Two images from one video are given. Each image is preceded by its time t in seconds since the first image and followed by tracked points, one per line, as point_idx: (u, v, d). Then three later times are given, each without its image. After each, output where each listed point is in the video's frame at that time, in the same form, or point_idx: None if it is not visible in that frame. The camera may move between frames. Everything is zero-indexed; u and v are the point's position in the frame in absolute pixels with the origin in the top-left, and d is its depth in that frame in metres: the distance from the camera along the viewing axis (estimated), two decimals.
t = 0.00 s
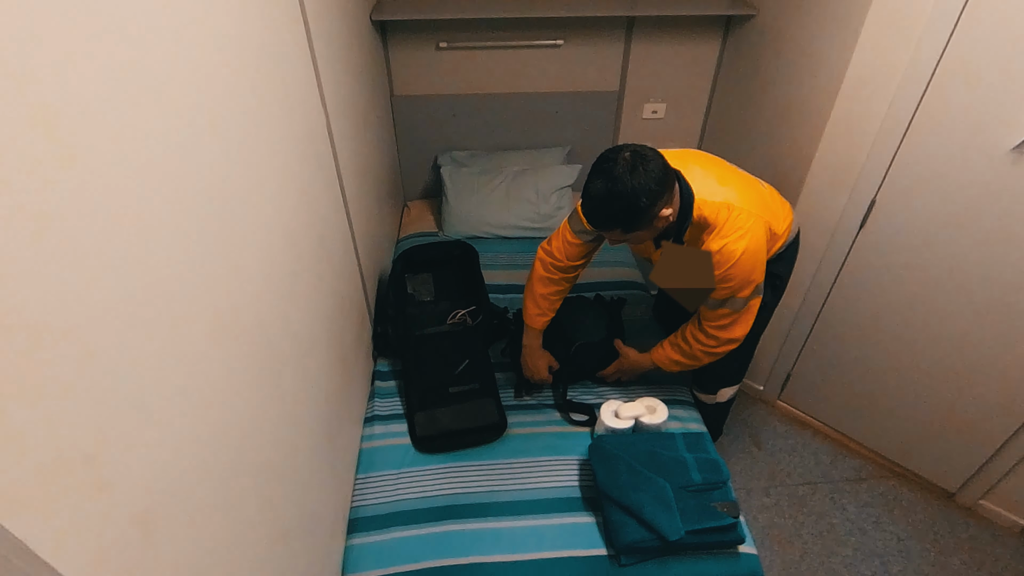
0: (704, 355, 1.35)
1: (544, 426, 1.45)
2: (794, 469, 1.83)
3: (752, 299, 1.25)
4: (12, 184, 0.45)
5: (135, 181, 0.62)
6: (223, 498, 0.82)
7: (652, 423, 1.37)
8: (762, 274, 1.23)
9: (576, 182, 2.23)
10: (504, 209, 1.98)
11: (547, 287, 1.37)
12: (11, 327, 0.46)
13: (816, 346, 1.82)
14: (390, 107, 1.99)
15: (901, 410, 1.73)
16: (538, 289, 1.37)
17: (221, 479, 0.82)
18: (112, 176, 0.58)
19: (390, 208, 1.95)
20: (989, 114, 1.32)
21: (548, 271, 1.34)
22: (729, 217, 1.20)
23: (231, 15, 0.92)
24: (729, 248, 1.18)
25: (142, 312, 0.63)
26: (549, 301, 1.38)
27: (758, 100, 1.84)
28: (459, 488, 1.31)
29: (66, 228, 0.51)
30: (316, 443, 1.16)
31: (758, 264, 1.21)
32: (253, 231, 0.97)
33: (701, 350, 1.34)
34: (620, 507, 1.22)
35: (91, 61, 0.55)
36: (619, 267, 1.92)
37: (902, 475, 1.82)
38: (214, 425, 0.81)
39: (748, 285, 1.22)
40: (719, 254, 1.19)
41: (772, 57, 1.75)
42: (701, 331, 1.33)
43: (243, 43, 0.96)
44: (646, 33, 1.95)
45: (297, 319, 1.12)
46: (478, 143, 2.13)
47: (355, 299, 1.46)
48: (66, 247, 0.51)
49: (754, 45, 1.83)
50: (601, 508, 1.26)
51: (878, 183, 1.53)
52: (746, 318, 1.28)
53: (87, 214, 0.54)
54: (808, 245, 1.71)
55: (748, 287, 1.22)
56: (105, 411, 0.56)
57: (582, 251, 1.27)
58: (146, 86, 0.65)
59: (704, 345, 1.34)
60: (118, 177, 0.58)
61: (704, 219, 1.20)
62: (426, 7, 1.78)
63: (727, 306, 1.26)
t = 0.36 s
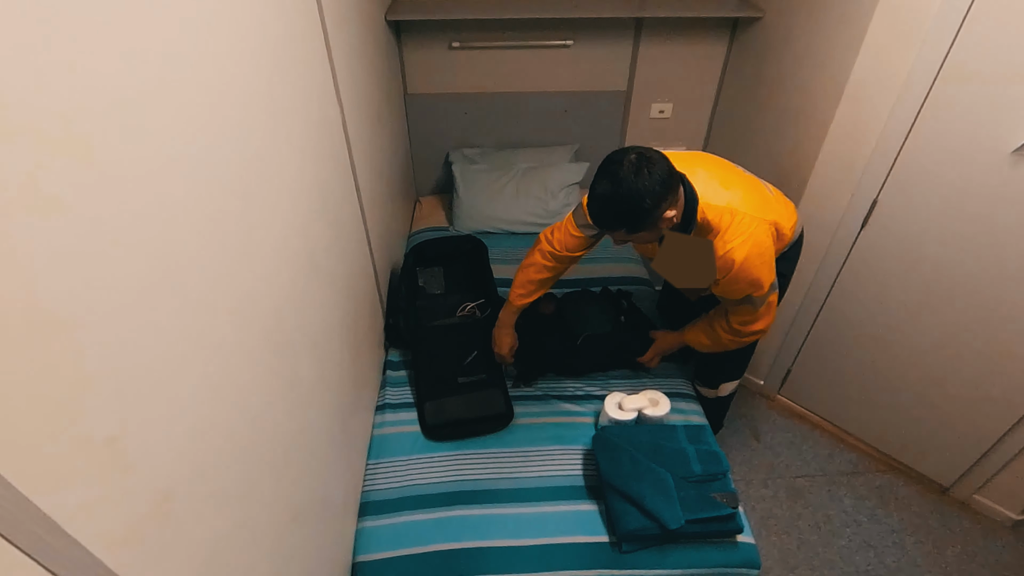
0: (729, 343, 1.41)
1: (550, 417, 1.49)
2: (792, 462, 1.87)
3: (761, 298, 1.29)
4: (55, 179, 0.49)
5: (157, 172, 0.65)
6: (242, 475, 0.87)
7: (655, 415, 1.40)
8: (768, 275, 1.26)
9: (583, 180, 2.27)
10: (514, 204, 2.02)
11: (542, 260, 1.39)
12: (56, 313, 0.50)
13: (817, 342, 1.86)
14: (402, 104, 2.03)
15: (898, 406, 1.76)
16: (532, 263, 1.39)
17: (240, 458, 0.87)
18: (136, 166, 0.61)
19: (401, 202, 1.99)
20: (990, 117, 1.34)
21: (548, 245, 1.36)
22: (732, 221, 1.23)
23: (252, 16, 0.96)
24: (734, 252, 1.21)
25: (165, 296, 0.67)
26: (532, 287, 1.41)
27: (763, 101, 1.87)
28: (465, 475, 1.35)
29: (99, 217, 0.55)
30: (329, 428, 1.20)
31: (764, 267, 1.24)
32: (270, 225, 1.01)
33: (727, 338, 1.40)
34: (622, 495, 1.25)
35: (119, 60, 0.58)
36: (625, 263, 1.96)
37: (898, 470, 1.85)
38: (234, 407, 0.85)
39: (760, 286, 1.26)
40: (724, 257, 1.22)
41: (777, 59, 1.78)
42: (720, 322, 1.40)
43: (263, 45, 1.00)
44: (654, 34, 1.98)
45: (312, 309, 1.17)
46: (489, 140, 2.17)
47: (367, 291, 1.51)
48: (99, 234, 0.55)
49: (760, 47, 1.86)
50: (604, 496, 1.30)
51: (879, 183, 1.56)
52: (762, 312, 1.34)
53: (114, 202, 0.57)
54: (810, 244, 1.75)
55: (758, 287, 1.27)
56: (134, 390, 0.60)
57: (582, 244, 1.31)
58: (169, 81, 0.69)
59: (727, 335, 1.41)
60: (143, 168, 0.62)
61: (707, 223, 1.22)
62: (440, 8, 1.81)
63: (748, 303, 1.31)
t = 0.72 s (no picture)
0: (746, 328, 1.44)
1: (555, 408, 1.53)
2: (791, 455, 1.91)
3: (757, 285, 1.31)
4: (95, 180, 0.53)
5: (184, 170, 0.69)
6: (259, 456, 0.91)
7: (657, 408, 1.45)
8: (762, 263, 1.27)
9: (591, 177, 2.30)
10: (522, 201, 2.06)
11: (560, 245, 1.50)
12: (93, 308, 0.53)
13: (817, 338, 1.89)
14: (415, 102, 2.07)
15: (895, 403, 1.80)
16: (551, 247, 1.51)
17: (257, 439, 0.91)
18: (164, 165, 0.65)
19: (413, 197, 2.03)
20: (991, 120, 1.36)
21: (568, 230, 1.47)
22: (727, 206, 1.26)
23: (272, 20, 0.99)
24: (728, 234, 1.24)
25: (191, 286, 0.71)
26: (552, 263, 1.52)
27: (768, 102, 1.90)
28: (472, 463, 1.40)
29: (130, 214, 0.58)
30: (341, 415, 1.25)
31: (762, 251, 1.27)
32: (287, 219, 1.05)
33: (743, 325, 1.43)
34: (623, 485, 1.29)
35: (148, 66, 0.62)
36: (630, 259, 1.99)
37: (895, 464, 1.89)
38: (251, 392, 0.89)
39: (761, 271, 1.28)
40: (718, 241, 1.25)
41: (783, 61, 1.81)
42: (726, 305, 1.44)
43: (282, 47, 1.03)
44: (662, 36, 2.01)
45: (326, 300, 1.21)
46: (499, 137, 2.21)
47: (379, 283, 1.55)
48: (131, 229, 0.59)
49: (765, 49, 1.89)
50: (606, 485, 1.34)
51: (881, 184, 1.59)
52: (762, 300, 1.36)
53: (144, 199, 0.61)
54: (812, 242, 1.78)
55: (759, 272, 1.28)
56: (162, 374, 0.64)
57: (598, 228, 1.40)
58: (196, 84, 0.72)
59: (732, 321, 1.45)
60: (170, 167, 0.66)
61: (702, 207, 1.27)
62: (453, 9, 1.85)
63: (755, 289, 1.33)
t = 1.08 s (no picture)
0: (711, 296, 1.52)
1: (560, 399, 1.57)
2: (789, 449, 1.95)
3: (736, 254, 1.37)
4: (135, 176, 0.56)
5: (209, 166, 0.73)
6: (275, 440, 0.95)
7: (659, 401, 1.48)
8: (739, 232, 1.33)
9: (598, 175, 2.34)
10: (530, 198, 2.09)
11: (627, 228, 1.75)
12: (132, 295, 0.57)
13: (817, 336, 1.93)
14: (427, 100, 2.11)
15: (892, 400, 1.83)
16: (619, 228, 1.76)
17: (275, 421, 0.96)
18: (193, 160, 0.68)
19: (424, 192, 2.08)
20: (992, 123, 1.39)
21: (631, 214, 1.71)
22: (720, 171, 1.32)
23: (290, 23, 1.03)
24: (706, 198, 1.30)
25: (213, 277, 0.75)
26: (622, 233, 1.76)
27: (773, 104, 1.93)
28: (479, 451, 1.44)
29: (166, 208, 0.62)
30: (354, 403, 1.29)
31: (740, 220, 1.31)
32: (303, 213, 1.09)
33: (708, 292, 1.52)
34: (626, 475, 1.33)
35: (185, 66, 0.66)
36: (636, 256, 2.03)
37: (891, 460, 1.92)
38: (270, 376, 0.94)
39: (731, 240, 1.34)
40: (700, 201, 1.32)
41: (788, 64, 1.84)
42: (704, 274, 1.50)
43: (299, 49, 1.07)
44: (670, 37, 2.03)
45: (340, 292, 1.25)
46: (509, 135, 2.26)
47: (391, 275, 1.59)
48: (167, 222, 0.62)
49: (771, 52, 1.92)
50: (608, 475, 1.38)
51: (883, 185, 1.62)
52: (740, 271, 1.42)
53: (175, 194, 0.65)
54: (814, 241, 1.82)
55: (730, 241, 1.34)
56: (188, 360, 0.68)
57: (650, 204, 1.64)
58: (221, 85, 0.76)
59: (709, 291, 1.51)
60: (198, 163, 0.69)
61: (695, 167, 1.34)
62: (465, 10, 1.88)
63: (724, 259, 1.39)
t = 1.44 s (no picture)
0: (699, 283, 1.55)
1: (565, 391, 1.61)
2: (787, 443, 1.99)
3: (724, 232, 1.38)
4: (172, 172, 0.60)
5: (231, 163, 0.77)
6: (293, 423, 1.00)
7: (661, 394, 1.53)
8: (729, 208, 1.34)
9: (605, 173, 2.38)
10: (538, 195, 2.14)
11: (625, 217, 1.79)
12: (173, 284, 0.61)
13: (818, 333, 1.96)
14: (439, 98, 2.16)
15: (890, 397, 1.86)
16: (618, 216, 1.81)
17: (291, 405, 1.00)
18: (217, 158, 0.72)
19: (434, 188, 2.12)
20: (993, 127, 1.41)
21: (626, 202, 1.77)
22: (720, 149, 1.34)
23: (307, 26, 1.07)
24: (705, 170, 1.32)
25: (234, 268, 0.79)
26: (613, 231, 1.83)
27: (777, 105, 1.96)
28: (485, 440, 1.49)
29: (198, 201, 0.66)
30: (365, 391, 1.34)
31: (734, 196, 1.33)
32: (319, 208, 1.13)
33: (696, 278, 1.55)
34: (627, 466, 1.37)
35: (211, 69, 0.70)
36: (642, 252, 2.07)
37: (887, 455, 1.96)
38: (286, 363, 0.98)
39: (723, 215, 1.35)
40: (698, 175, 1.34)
41: (792, 66, 1.87)
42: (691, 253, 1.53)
43: (316, 51, 1.12)
44: (677, 38, 2.06)
45: (353, 284, 1.30)
46: (518, 133, 2.30)
47: (402, 269, 1.64)
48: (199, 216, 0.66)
49: (776, 54, 1.95)
50: (611, 465, 1.41)
51: (884, 186, 1.65)
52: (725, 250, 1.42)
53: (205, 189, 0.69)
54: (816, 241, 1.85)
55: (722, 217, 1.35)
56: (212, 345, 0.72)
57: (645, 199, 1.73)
58: (242, 87, 0.80)
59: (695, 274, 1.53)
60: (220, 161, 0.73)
61: (697, 146, 1.37)
62: (477, 10, 1.92)
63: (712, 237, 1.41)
